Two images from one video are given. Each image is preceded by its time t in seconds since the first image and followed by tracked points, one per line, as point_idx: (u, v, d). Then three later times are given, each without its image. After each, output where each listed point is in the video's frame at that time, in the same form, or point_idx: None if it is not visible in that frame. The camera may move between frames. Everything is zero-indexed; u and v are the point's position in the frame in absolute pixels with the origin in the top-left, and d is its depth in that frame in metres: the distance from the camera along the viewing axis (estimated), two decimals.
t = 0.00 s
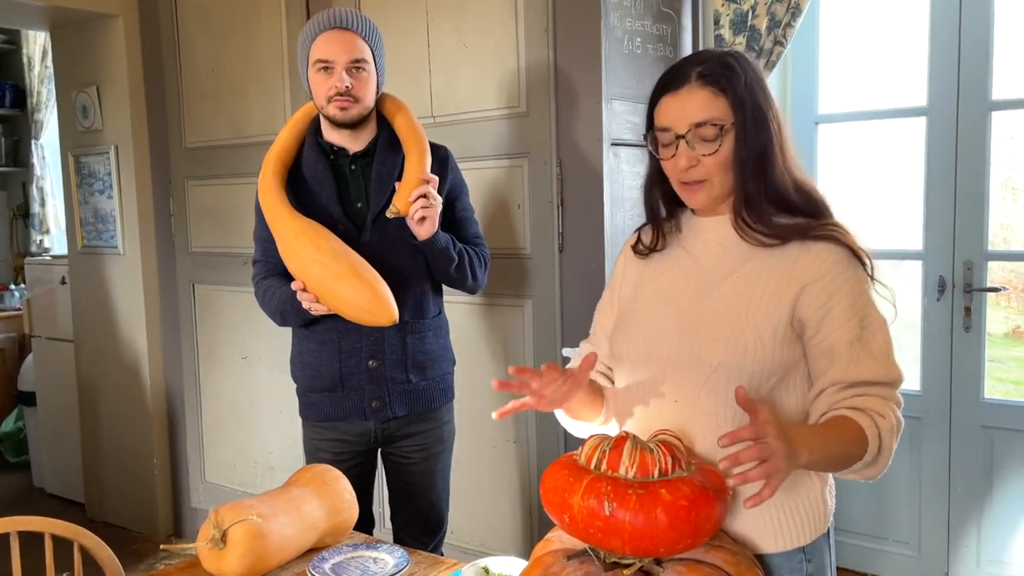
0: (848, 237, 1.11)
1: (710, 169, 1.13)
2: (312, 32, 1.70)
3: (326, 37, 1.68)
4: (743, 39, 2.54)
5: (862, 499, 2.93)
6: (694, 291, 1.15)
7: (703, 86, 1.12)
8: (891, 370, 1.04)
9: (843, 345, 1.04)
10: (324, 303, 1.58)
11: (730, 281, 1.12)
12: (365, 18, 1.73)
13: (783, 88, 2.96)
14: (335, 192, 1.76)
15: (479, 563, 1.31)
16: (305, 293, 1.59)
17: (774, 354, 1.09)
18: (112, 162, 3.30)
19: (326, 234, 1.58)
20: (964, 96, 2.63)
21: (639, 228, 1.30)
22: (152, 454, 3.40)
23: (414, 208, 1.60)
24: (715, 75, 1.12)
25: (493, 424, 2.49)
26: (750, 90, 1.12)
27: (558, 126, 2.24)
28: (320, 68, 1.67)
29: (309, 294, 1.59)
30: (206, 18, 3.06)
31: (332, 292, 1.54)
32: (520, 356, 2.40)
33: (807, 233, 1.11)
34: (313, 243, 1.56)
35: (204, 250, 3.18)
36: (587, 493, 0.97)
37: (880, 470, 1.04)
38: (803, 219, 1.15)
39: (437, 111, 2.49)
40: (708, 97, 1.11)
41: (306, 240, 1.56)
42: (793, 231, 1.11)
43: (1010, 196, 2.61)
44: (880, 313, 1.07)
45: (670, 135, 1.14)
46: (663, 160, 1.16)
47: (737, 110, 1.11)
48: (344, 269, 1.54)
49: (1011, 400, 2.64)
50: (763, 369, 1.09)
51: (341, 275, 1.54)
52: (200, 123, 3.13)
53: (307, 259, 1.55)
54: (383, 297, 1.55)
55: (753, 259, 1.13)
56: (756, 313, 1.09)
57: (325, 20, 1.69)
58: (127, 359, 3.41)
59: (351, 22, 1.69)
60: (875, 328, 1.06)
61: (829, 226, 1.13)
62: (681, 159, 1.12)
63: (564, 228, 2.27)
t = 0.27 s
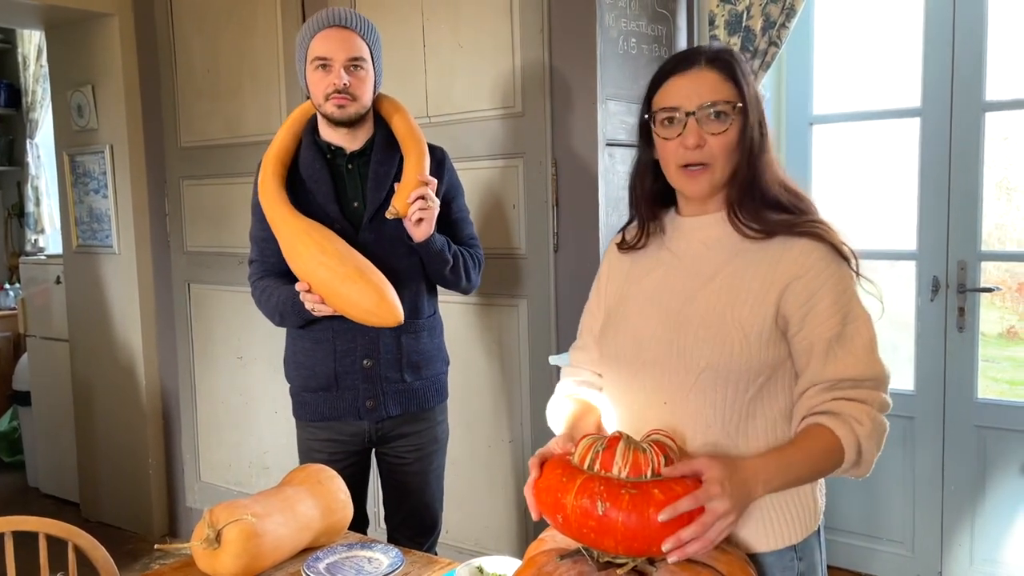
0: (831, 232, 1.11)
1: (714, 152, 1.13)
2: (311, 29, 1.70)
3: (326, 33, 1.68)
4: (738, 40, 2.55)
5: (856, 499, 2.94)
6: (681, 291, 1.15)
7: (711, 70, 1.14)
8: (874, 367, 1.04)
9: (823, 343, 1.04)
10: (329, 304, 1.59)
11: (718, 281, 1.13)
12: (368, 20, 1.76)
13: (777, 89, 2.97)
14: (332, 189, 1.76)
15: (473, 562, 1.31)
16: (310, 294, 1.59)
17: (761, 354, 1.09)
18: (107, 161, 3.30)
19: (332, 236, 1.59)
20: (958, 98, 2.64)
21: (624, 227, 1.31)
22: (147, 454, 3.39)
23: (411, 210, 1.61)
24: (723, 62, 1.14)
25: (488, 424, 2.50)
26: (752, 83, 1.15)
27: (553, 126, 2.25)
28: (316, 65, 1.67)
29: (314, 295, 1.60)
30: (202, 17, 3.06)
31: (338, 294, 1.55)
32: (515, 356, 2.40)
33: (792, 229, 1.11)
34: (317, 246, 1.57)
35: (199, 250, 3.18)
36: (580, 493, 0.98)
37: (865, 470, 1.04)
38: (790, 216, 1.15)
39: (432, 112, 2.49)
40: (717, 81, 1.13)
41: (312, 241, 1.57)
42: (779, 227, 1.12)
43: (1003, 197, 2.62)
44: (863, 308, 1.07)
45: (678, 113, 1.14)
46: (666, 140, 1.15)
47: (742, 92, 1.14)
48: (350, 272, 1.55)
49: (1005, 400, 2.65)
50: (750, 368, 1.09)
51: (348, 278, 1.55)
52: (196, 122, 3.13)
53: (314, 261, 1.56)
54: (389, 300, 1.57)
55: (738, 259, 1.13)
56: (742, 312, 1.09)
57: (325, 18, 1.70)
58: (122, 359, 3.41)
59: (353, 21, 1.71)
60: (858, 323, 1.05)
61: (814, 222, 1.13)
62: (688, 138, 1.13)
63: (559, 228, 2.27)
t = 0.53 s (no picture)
0: (815, 232, 1.12)
1: (706, 157, 1.14)
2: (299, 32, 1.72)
3: (307, 34, 1.69)
4: (731, 40, 2.56)
5: (847, 498, 2.96)
6: (668, 291, 1.16)
7: (700, 74, 1.15)
8: (854, 364, 1.05)
9: (806, 343, 1.05)
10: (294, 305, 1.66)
11: (705, 282, 1.13)
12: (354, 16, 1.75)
13: (770, 89, 2.98)
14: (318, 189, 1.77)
15: (464, 561, 1.32)
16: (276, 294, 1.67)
17: (746, 353, 1.09)
18: (100, 160, 3.29)
19: (299, 238, 1.66)
20: (949, 99, 2.65)
21: (609, 229, 1.32)
22: (140, 454, 3.39)
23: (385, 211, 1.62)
24: (711, 66, 1.15)
25: (481, 424, 2.50)
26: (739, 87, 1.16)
27: (546, 126, 2.25)
28: (297, 69, 1.69)
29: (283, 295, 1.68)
30: (195, 16, 3.05)
31: (301, 295, 1.63)
32: (507, 355, 2.41)
33: (777, 229, 1.12)
34: (281, 243, 1.64)
35: (192, 249, 3.18)
36: (570, 492, 0.98)
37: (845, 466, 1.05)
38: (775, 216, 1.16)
39: (426, 111, 2.50)
40: (707, 86, 1.14)
41: (281, 243, 1.65)
42: (764, 227, 1.13)
43: (994, 198, 2.63)
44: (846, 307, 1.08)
45: (668, 119, 1.14)
46: (658, 146, 1.15)
47: (731, 98, 1.15)
48: (312, 273, 1.62)
49: (995, 400, 2.67)
50: (736, 369, 1.10)
51: (309, 280, 1.62)
52: (189, 121, 3.12)
53: (280, 262, 1.64)
54: (351, 303, 1.63)
55: (722, 261, 1.13)
56: (728, 312, 1.10)
57: (309, 20, 1.71)
58: (115, 358, 3.40)
59: (334, 19, 1.70)
60: (841, 322, 1.07)
61: (799, 222, 1.14)
62: (682, 146, 1.13)
63: (552, 228, 2.28)
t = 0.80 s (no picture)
0: (806, 225, 1.12)
1: (698, 150, 1.14)
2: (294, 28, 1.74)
3: (297, 31, 1.71)
4: (725, 37, 2.56)
5: (840, 493, 2.97)
6: (661, 285, 1.16)
7: (691, 68, 1.15)
8: (845, 357, 1.05)
9: (798, 336, 1.06)
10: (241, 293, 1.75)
11: (697, 275, 1.14)
12: (348, 11, 1.75)
13: (763, 87, 2.99)
14: (306, 182, 1.80)
15: (460, 555, 1.32)
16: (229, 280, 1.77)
17: (739, 346, 1.10)
18: (94, 157, 3.28)
19: (254, 230, 1.73)
20: (942, 97, 2.67)
21: (602, 223, 1.32)
22: (134, 451, 3.38)
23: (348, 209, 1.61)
24: (702, 60, 1.16)
25: (475, 420, 2.50)
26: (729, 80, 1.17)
27: (540, 122, 2.26)
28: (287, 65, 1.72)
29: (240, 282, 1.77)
30: (189, 12, 3.05)
31: (239, 286, 1.71)
32: (501, 351, 2.41)
33: (769, 222, 1.13)
34: (233, 234, 1.73)
35: (186, 246, 3.17)
36: (565, 483, 0.99)
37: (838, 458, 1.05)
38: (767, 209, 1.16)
39: (421, 108, 2.50)
40: (696, 80, 1.15)
41: (237, 233, 1.73)
42: (755, 220, 1.13)
43: (986, 196, 2.64)
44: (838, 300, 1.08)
45: (658, 114, 1.15)
46: (649, 142, 1.15)
47: (721, 91, 1.15)
48: (248, 268, 1.70)
49: (988, 396, 2.68)
50: (728, 361, 1.10)
51: (245, 273, 1.70)
52: (183, 117, 3.12)
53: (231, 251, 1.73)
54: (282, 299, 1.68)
55: (715, 254, 1.14)
56: (721, 305, 1.10)
57: (300, 16, 1.72)
58: (109, 355, 3.40)
59: (324, 14, 1.71)
60: (833, 315, 1.07)
61: (790, 215, 1.14)
62: (675, 138, 1.14)
63: (547, 224, 2.28)
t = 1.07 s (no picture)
0: (803, 225, 1.13)
1: (693, 150, 1.14)
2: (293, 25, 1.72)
3: (302, 28, 1.69)
4: (720, 37, 2.57)
5: (834, 491, 2.98)
6: (656, 284, 1.17)
7: (686, 67, 1.16)
8: (841, 357, 1.06)
9: (794, 335, 1.06)
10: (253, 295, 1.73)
11: (693, 275, 1.14)
12: (351, 9, 1.74)
13: (758, 86, 3.00)
14: (305, 179, 1.79)
15: (456, 553, 1.31)
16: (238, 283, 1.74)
17: (735, 345, 1.11)
18: (88, 155, 3.27)
19: (265, 232, 1.72)
20: (935, 97, 2.68)
21: (599, 223, 1.33)
22: (128, 450, 3.37)
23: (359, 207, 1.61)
24: (697, 60, 1.16)
25: (471, 418, 2.50)
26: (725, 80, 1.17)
27: (536, 121, 2.26)
28: (291, 62, 1.70)
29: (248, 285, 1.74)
30: (184, 10, 3.04)
31: (255, 287, 1.69)
32: (497, 350, 2.41)
33: (766, 222, 1.13)
34: (244, 235, 1.71)
35: (181, 244, 3.16)
36: (562, 481, 0.99)
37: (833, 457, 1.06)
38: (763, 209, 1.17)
39: (416, 106, 2.50)
40: (692, 79, 1.15)
41: (247, 235, 1.71)
42: (752, 220, 1.14)
43: (979, 195, 2.66)
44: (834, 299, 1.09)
45: (653, 114, 1.15)
46: (644, 141, 1.16)
47: (716, 91, 1.16)
48: (265, 268, 1.69)
49: (980, 395, 2.69)
50: (724, 361, 1.11)
51: (262, 273, 1.69)
52: (178, 115, 3.11)
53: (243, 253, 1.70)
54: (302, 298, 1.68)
55: (711, 254, 1.14)
56: (716, 305, 1.11)
57: (305, 13, 1.71)
58: (103, 353, 3.39)
59: (330, 12, 1.70)
60: (828, 314, 1.08)
61: (786, 215, 1.15)
62: (669, 138, 1.14)
63: (542, 223, 2.28)
